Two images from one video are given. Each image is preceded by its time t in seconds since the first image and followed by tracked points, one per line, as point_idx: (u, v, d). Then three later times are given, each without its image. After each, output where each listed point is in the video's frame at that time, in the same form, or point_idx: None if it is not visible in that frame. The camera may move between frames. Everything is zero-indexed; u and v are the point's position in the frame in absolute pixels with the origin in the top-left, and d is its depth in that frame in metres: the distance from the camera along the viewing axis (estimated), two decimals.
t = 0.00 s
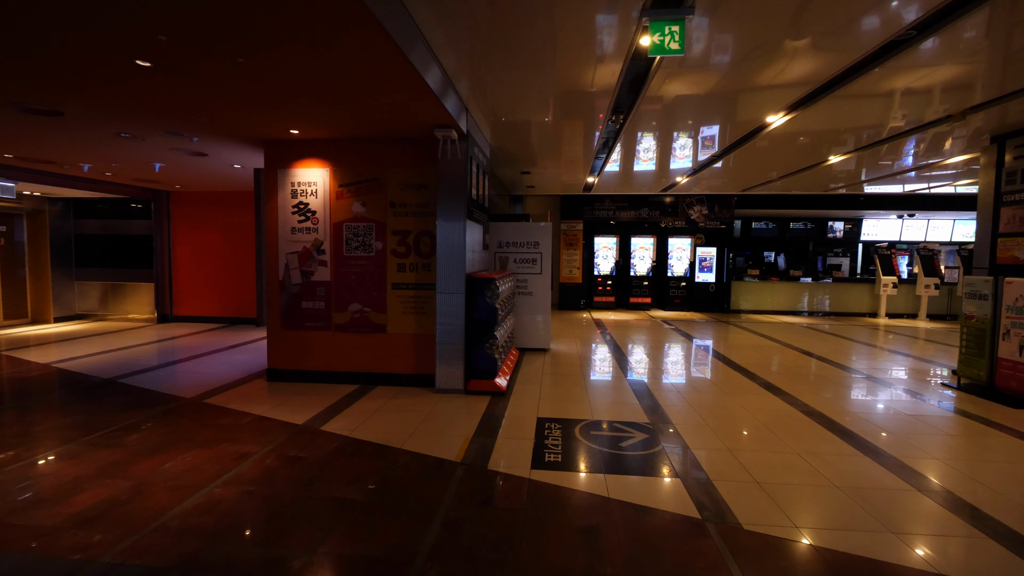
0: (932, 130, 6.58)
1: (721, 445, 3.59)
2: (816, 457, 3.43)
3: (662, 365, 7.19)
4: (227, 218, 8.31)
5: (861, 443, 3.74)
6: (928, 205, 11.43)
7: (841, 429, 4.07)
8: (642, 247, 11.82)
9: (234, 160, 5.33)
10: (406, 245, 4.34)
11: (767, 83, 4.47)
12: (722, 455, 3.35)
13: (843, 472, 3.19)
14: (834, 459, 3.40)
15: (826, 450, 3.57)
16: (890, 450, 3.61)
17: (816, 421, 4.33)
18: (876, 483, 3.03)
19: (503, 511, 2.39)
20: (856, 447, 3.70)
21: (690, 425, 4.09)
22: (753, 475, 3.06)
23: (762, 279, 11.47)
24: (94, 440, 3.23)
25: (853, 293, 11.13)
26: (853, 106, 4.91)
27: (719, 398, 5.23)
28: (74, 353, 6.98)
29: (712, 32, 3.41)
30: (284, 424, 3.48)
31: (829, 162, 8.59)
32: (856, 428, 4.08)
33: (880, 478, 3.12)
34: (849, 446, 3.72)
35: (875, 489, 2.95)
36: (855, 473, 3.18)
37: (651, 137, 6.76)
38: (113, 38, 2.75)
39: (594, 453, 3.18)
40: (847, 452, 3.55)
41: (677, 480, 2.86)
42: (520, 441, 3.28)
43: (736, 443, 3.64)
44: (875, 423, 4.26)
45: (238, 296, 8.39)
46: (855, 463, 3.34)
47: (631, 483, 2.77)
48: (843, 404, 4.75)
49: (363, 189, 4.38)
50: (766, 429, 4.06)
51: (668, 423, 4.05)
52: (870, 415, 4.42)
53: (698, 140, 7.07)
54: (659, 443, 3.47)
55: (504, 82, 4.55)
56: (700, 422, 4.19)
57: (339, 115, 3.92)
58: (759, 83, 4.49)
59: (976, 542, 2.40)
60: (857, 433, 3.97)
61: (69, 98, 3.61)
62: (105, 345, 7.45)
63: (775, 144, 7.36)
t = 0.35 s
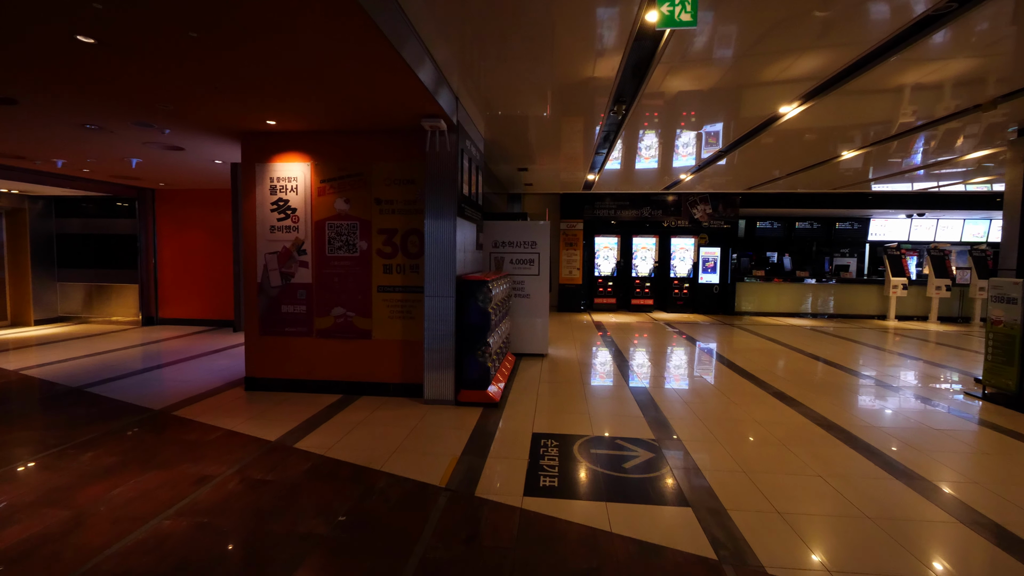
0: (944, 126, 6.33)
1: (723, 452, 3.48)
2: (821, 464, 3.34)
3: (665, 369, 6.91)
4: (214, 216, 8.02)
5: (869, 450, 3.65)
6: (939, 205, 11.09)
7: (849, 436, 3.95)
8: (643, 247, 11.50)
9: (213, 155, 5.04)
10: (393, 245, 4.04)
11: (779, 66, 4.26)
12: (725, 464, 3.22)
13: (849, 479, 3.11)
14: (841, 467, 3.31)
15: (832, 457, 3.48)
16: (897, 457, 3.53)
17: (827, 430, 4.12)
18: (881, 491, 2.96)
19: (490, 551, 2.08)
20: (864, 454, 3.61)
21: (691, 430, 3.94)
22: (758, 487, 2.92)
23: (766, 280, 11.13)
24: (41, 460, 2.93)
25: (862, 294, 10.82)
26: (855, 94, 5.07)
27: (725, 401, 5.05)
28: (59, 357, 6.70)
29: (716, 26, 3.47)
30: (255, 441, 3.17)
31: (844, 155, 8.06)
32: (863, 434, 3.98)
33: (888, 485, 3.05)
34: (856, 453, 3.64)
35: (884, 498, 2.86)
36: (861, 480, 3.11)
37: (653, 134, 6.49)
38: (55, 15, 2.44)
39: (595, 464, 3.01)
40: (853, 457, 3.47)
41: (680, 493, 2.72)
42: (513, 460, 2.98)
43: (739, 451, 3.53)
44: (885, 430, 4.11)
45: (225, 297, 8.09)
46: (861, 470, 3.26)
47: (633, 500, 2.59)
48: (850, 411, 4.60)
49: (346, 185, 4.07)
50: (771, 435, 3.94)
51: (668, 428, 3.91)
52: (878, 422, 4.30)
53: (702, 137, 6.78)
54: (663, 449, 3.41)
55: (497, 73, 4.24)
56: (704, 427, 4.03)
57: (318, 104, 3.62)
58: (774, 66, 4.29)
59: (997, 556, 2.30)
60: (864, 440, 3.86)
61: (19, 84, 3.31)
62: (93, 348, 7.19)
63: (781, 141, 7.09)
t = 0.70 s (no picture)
0: (954, 122, 6.05)
1: (728, 455, 3.33)
2: (830, 468, 3.19)
3: (668, 371, 6.64)
4: (199, 213, 7.70)
5: (878, 455, 3.51)
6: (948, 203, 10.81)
7: (856, 439, 3.85)
8: (646, 246, 11.16)
9: (188, 145, 4.72)
10: (378, 242, 3.72)
11: (789, 54, 4.01)
12: (729, 468, 3.08)
13: (858, 483, 2.97)
14: (849, 471, 3.17)
15: (842, 461, 3.33)
16: (908, 463, 3.40)
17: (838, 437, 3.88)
18: (892, 496, 2.82)
19: None
20: (873, 458, 3.48)
21: (694, 432, 3.77)
22: (766, 492, 2.77)
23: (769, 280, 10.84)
24: None
25: (869, 295, 10.53)
26: (860, 92, 4.96)
27: (731, 403, 4.85)
28: (32, 360, 6.31)
29: (719, 17, 3.32)
30: (221, 459, 2.86)
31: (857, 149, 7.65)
32: (872, 440, 3.83)
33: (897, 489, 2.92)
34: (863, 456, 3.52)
35: (896, 504, 2.72)
36: (870, 484, 2.98)
37: (655, 129, 6.22)
38: None
39: (596, 469, 2.86)
40: (862, 462, 3.32)
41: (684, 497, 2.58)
42: (507, 479, 2.67)
43: (745, 453, 3.38)
44: (893, 437, 3.98)
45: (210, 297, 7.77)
46: (870, 475, 3.13)
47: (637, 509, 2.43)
48: (859, 420, 4.42)
49: (328, 177, 3.76)
50: (777, 437, 3.77)
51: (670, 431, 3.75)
52: (887, 430, 4.17)
53: (705, 133, 6.52)
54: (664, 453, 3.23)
55: (491, 60, 3.94)
56: (708, 430, 3.83)
57: (294, 88, 3.30)
58: (785, 54, 4.04)
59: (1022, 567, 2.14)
60: (874, 446, 3.70)
61: None
62: (70, 351, 6.80)
63: (786, 137, 6.83)
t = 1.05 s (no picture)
0: (968, 118, 5.74)
1: (731, 462, 3.18)
2: (835, 477, 3.02)
3: (673, 375, 6.36)
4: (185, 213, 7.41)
5: (885, 461, 3.31)
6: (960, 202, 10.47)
7: (857, 444, 3.69)
8: (648, 246, 10.91)
9: (162, 139, 4.41)
10: (360, 243, 3.42)
11: (798, 45, 3.72)
12: (732, 475, 2.96)
13: (864, 489, 2.81)
14: (854, 477, 3.01)
15: (850, 468, 3.15)
16: (918, 472, 3.18)
17: (850, 448, 3.60)
18: (895, 503, 2.67)
19: None
20: (880, 466, 3.26)
21: (695, 438, 3.60)
22: (770, 502, 2.65)
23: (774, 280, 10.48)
24: None
25: (879, 296, 10.23)
26: (871, 91, 4.74)
27: (737, 409, 4.56)
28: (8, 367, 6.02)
29: (723, 10, 3.11)
30: (179, 487, 2.56)
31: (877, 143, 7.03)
32: (882, 448, 3.60)
33: (903, 495, 2.80)
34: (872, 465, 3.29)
35: (901, 509, 2.61)
36: (876, 491, 2.81)
37: (658, 127, 5.92)
38: None
39: (599, 479, 2.74)
40: (872, 471, 3.11)
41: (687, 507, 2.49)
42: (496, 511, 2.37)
43: (749, 459, 3.24)
44: (901, 442, 3.83)
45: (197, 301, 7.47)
46: (877, 484, 2.94)
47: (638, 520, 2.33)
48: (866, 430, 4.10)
49: (306, 173, 3.46)
50: (783, 446, 3.54)
51: (671, 437, 3.58)
52: (900, 437, 3.92)
53: (709, 131, 6.24)
54: (668, 461, 3.10)
55: (483, 49, 3.62)
56: (712, 438, 3.62)
57: (264, 75, 3.00)
58: (795, 46, 3.75)
59: None
60: (884, 456, 3.46)
61: None
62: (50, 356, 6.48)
63: (793, 135, 6.55)
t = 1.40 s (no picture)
0: (981, 113, 5.47)
1: (731, 467, 3.00)
2: (840, 486, 2.80)
3: (674, 376, 6.06)
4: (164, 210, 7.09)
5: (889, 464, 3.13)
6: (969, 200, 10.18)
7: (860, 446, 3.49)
8: (648, 245, 10.57)
9: (125, 127, 4.08)
10: (333, 240, 3.11)
11: (800, 35, 3.43)
12: (734, 480, 2.80)
13: (874, 501, 2.62)
14: (860, 488, 2.79)
15: (854, 475, 2.94)
16: (931, 480, 2.94)
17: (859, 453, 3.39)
18: (906, 517, 2.47)
19: None
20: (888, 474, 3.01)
21: (693, 441, 3.41)
22: (774, 513, 2.46)
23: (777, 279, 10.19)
24: None
25: (886, 296, 9.92)
26: (877, 85, 4.47)
27: (743, 412, 4.21)
28: None
29: None
30: (117, 515, 2.25)
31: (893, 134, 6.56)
32: (890, 453, 3.34)
33: (911, 504, 2.63)
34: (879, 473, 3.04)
35: (907, 518, 2.46)
36: (885, 501, 2.63)
37: (658, 122, 5.62)
38: None
39: (596, 489, 2.59)
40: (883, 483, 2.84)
41: (691, 517, 2.37)
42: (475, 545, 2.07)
43: (752, 464, 3.06)
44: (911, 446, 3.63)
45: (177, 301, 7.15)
46: (884, 494, 2.72)
47: (638, 534, 2.19)
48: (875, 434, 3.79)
49: (273, 162, 3.15)
50: (786, 452, 3.31)
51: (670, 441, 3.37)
52: (911, 441, 3.71)
53: (711, 126, 5.96)
54: (668, 469, 2.94)
55: (468, 33, 3.30)
56: (712, 441, 3.42)
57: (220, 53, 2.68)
58: (799, 35, 3.45)
59: None
60: (890, 461, 3.21)
61: None
62: (23, 359, 6.17)
63: (798, 130, 6.26)
